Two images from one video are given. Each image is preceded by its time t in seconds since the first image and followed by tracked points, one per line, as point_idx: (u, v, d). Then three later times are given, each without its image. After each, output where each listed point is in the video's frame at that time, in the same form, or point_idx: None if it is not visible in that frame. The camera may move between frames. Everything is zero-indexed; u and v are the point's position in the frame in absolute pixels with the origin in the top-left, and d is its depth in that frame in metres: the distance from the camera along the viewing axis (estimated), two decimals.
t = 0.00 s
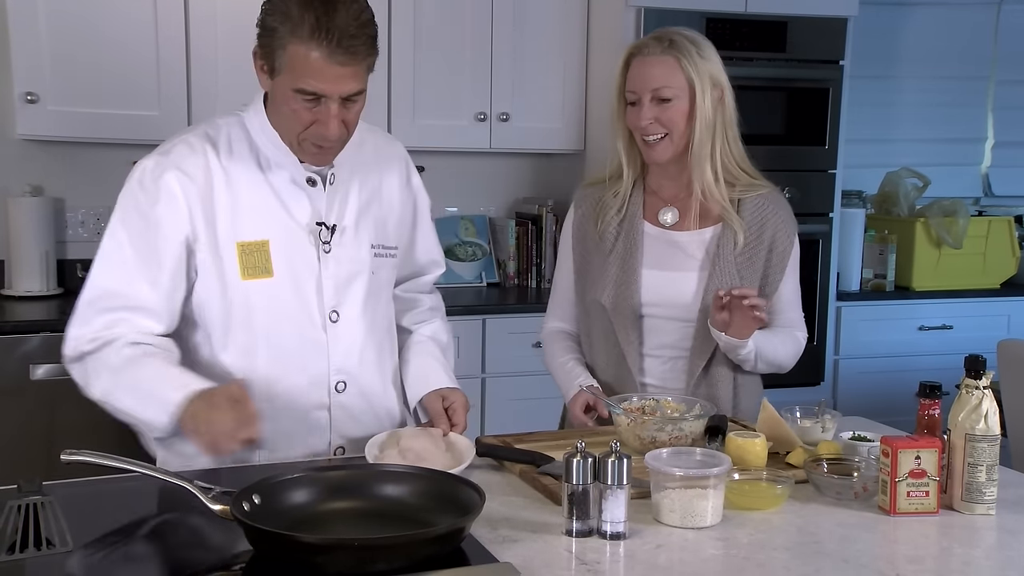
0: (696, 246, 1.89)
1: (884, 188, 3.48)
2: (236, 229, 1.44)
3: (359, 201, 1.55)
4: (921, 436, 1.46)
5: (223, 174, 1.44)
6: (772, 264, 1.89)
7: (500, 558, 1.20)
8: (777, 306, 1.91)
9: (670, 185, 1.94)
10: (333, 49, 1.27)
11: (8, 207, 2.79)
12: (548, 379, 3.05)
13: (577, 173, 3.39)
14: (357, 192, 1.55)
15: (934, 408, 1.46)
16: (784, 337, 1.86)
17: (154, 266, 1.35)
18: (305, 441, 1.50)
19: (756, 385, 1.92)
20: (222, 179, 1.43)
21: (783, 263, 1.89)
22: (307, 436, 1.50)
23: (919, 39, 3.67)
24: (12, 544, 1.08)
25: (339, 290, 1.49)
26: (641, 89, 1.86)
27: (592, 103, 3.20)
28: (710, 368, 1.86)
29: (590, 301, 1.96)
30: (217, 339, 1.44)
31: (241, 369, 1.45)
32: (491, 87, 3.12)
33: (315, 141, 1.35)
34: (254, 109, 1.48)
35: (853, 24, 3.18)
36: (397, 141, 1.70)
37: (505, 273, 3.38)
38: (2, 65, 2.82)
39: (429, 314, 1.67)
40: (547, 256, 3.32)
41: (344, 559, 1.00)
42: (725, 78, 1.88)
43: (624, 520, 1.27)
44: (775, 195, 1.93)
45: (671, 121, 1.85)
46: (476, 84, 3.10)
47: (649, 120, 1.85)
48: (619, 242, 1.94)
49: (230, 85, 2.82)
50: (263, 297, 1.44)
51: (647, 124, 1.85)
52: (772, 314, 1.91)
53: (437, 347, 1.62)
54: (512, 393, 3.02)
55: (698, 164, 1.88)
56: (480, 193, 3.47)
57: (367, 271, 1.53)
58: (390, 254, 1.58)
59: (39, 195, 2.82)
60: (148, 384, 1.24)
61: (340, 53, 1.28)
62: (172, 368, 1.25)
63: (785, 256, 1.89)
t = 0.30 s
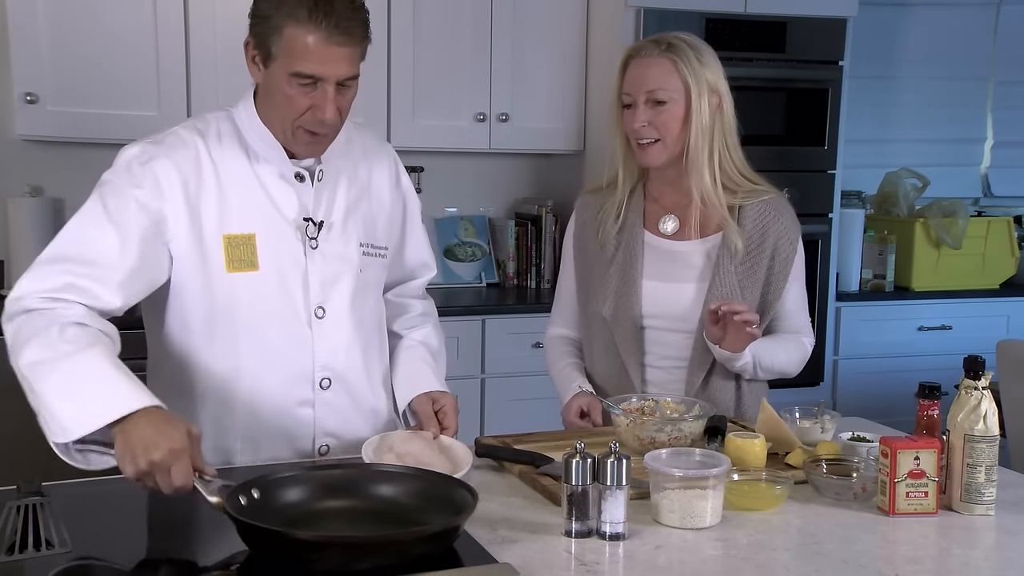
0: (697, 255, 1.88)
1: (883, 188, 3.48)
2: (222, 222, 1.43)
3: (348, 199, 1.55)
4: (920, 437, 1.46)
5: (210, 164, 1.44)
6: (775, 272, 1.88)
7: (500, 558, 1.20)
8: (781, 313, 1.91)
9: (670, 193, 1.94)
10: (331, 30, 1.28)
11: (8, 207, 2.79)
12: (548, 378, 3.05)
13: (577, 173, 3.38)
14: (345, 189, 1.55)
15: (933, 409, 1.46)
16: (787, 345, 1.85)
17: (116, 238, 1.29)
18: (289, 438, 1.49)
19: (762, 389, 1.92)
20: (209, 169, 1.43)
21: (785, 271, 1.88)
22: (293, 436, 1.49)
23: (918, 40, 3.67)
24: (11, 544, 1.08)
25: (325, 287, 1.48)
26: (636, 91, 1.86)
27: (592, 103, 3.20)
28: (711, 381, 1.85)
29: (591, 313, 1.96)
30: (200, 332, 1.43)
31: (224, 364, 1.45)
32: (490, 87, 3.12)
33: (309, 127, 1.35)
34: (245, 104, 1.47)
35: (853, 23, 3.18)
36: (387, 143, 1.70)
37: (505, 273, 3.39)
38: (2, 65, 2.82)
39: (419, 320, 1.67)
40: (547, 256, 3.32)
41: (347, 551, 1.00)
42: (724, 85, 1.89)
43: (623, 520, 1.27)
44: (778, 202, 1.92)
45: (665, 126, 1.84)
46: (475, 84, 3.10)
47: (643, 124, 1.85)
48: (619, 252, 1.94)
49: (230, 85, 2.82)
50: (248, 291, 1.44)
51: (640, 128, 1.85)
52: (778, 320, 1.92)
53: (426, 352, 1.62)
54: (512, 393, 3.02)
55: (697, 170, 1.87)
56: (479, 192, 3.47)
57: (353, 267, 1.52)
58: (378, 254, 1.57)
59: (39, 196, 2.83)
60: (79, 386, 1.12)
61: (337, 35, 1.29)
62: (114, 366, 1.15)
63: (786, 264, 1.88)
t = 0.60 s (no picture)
0: (691, 256, 1.88)
1: (884, 188, 3.48)
2: (214, 214, 1.44)
3: (345, 199, 1.54)
4: (921, 437, 1.45)
5: (203, 155, 1.45)
6: (769, 271, 1.90)
7: (500, 559, 1.20)
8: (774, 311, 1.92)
9: (662, 195, 1.94)
10: (363, 31, 1.32)
11: (9, 207, 2.80)
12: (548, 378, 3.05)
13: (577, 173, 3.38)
14: (343, 190, 1.54)
15: (934, 409, 1.46)
16: (783, 343, 1.86)
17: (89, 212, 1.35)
18: (275, 437, 1.48)
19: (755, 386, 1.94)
20: (204, 162, 1.45)
21: (779, 269, 1.91)
22: (276, 432, 1.48)
23: (919, 39, 3.67)
24: (12, 546, 1.08)
25: (316, 283, 1.48)
26: (625, 88, 1.86)
27: (592, 103, 3.20)
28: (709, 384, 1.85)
29: (583, 315, 1.95)
30: (188, 321, 1.43)
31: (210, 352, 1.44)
32: (491, 87, 3.12)
33: (336, 127, 1.37)
34: (245, 100, 1.49)
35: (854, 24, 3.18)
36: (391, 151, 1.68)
37: (505, 273, 3.39)
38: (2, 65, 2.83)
39: (419, 332, 1.63)
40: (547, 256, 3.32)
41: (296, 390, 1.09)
42: (714, 84, 1.88)
43: (624, 521, 1.26)
44: (769, 200, 1.94)
45: (653, 124, 1.84)
46: (476, 84, 3.10)
47: (631, 121, 1.84)
48: (611, 255, 1.93)
49: (230, 86, 2.81)
50: (237, 283, 1.44)
51: (628, 125, 1.84)
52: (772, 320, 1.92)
53: (426, 364, 1.58)
54: (512, 393, 3.02)
55: (686, 170, 1.88)
56: (479, 192, 3.47)
57: (346, 268, 1.51)
58: (375, 257, 1.57)
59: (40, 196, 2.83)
60: (49, 328, 1.21)
61: (368, 36, 1.33)
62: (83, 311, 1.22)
63: (780, 262, 1.91)
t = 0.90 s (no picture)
0: (675, 253, 1.89)
1: (885, 189, 3.47)
2: (209, 209, 1.45)
3: (343, 202, 1.53)
4: (923, 439, 1.45)
5: (201, 149, 1.45)
6: (753, 264, 1.93)
7: (501, 560, 1.19)
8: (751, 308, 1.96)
9: (646, 191, 1.94)
10: (374, 39, 1.31)
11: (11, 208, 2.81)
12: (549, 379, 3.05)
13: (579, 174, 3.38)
14: (341, 192, 1.53)
15: (936, 411, 1.45)
16: (762, 336, 1.91)
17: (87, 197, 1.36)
18: (254, 432, 1.48)
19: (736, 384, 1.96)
20: (200, 157, 1.45)
21: (763, 261, 1.94)
22: (263, 432, 1.48)
23: (920, 40, 3.66)
24: (13, 547, 1.09)
25: (305, 283, 1.47)
26: (605, 80, 1.86)
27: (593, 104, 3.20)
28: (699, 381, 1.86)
29: (565, 316, 1.93)
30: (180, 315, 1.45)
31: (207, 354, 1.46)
32: (491, 86, 3.12)
33: (343, 133, 1.36)
34: (249, 101, 1.49)
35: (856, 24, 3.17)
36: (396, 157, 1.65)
37: (506, 273, 3.39)
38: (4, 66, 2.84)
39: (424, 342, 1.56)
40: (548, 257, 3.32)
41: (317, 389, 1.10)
42: (695, 78, 1.89)
43: (625, 523, 1.26)
44: (750, 194, 1.96)
45: (633, 117, 1.84)
46: (475, 84, 3.10)
47: (612, 113, 1.84)
48: (594, 252, 1.92)
49: (231, 84, 2.82)
50: (228, 279, 1.45)
51: (609, 117, 1.84)
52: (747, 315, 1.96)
53: (428, 369, 1.51)
54: (512, 393, 3.02)
55: (666, 163, 1.88)
56: (480, 192, 3.47)
57: (340, 275, 1.50)
58: (372, 261, 1.54)
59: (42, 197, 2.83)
60: (57, 306, 1.24)
61: (380, 45, 1.32)
62: (88, 287, 1.25)
63: (763, 256, 1.94)
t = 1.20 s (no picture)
0: (663, 256, 1.90)
1: (885, 190, 3.48)
2: (209, 223, 1.45)
3: (339, 208, 1.55)
4: (922, 441, 1.46)
5: (198, 161, 1.46)
6: (742, 268, 1.94)
7: (502, 563, 1.20)
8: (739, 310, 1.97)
9: (631, 192, 1.96)
10: (356, 58, 1.30)
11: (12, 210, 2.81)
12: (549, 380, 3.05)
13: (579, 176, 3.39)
14: (337, 198, 1.55)
15: (935, 413, 1.46)
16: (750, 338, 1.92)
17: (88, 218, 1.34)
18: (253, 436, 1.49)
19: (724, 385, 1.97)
20: (198, 168, 1.46)
21: (751, 264, 1.95)
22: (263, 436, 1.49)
23: (919, 42, 3.67)
24: (15, 550, 1.10)
25: (307, 293, 1.49)
26: (597, 86, 1.87)
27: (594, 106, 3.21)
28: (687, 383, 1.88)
29: (555, 318, 1.94)
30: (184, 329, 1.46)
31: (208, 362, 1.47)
32: (492, 88, 3.12)
33: (323, 147, 1.38)
34: (242, 109, 1.49)
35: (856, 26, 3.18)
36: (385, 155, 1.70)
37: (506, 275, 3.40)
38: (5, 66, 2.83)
39: (414, 316, 1.68)
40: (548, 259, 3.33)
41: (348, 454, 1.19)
42: (684, 82, 1.90)
43: (625, 526, 1.27)
44: (739, 199, 1.97)
45: (626, 121, 1.85)
46: (477, 87, 3.11)
47: (603, 119, 1.85)
48: (584, 255, 1.93)
49: (233, 85, 2.82)
50: (231, 292, 1.46)
51: (601, 123, 1.85)
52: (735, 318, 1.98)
53: (424, 340, 1.62)
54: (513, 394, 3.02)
55: (655, 167, 1.90)
56: (481, 194, 3.47)
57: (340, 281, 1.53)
58: (368, 264, 1.58)
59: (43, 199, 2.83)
60: (84, 348, 1.24)
61: (365, 65, 1.31)
62: (114, 324, 1.26)
63: (752, 259, 1.95)
